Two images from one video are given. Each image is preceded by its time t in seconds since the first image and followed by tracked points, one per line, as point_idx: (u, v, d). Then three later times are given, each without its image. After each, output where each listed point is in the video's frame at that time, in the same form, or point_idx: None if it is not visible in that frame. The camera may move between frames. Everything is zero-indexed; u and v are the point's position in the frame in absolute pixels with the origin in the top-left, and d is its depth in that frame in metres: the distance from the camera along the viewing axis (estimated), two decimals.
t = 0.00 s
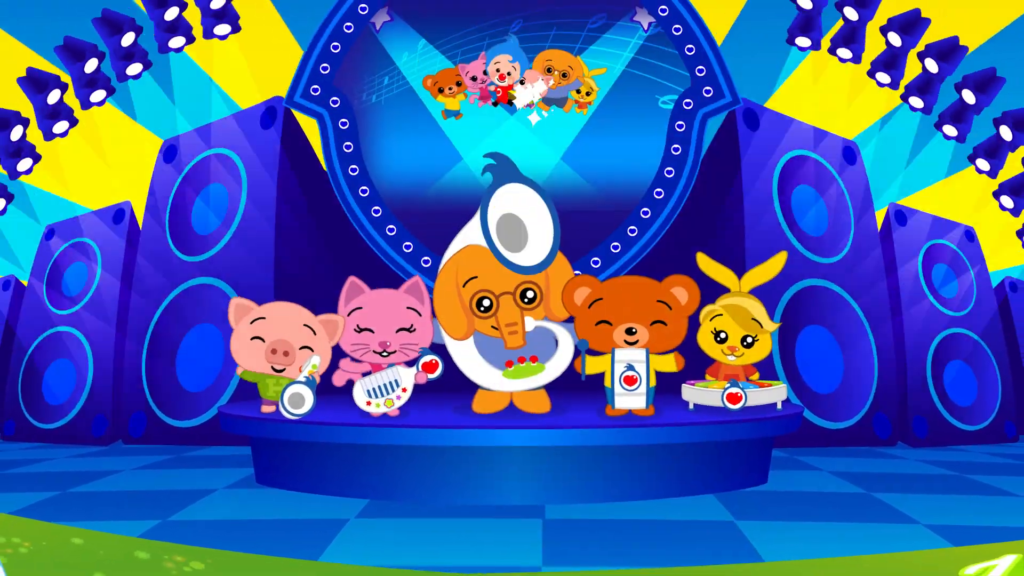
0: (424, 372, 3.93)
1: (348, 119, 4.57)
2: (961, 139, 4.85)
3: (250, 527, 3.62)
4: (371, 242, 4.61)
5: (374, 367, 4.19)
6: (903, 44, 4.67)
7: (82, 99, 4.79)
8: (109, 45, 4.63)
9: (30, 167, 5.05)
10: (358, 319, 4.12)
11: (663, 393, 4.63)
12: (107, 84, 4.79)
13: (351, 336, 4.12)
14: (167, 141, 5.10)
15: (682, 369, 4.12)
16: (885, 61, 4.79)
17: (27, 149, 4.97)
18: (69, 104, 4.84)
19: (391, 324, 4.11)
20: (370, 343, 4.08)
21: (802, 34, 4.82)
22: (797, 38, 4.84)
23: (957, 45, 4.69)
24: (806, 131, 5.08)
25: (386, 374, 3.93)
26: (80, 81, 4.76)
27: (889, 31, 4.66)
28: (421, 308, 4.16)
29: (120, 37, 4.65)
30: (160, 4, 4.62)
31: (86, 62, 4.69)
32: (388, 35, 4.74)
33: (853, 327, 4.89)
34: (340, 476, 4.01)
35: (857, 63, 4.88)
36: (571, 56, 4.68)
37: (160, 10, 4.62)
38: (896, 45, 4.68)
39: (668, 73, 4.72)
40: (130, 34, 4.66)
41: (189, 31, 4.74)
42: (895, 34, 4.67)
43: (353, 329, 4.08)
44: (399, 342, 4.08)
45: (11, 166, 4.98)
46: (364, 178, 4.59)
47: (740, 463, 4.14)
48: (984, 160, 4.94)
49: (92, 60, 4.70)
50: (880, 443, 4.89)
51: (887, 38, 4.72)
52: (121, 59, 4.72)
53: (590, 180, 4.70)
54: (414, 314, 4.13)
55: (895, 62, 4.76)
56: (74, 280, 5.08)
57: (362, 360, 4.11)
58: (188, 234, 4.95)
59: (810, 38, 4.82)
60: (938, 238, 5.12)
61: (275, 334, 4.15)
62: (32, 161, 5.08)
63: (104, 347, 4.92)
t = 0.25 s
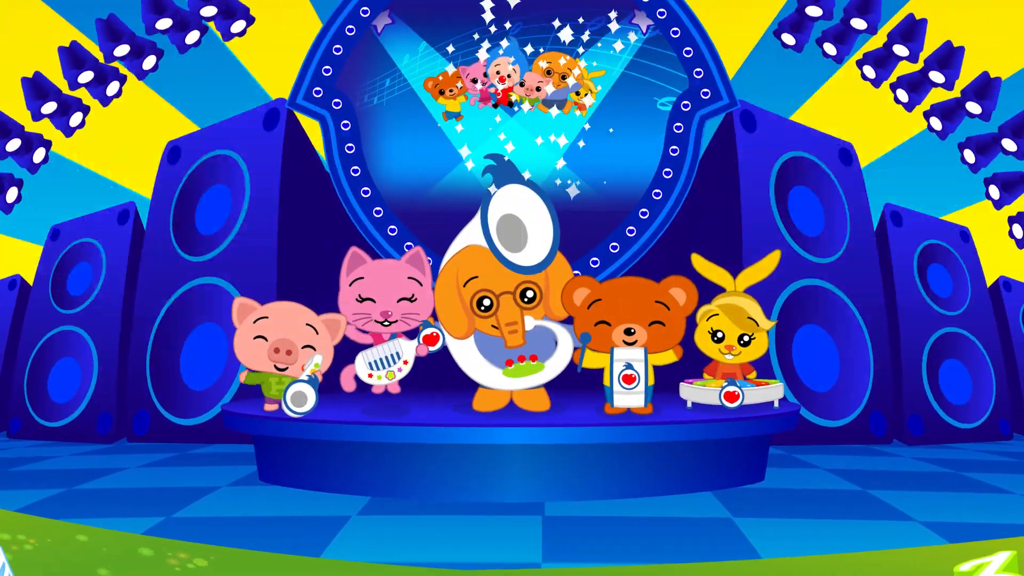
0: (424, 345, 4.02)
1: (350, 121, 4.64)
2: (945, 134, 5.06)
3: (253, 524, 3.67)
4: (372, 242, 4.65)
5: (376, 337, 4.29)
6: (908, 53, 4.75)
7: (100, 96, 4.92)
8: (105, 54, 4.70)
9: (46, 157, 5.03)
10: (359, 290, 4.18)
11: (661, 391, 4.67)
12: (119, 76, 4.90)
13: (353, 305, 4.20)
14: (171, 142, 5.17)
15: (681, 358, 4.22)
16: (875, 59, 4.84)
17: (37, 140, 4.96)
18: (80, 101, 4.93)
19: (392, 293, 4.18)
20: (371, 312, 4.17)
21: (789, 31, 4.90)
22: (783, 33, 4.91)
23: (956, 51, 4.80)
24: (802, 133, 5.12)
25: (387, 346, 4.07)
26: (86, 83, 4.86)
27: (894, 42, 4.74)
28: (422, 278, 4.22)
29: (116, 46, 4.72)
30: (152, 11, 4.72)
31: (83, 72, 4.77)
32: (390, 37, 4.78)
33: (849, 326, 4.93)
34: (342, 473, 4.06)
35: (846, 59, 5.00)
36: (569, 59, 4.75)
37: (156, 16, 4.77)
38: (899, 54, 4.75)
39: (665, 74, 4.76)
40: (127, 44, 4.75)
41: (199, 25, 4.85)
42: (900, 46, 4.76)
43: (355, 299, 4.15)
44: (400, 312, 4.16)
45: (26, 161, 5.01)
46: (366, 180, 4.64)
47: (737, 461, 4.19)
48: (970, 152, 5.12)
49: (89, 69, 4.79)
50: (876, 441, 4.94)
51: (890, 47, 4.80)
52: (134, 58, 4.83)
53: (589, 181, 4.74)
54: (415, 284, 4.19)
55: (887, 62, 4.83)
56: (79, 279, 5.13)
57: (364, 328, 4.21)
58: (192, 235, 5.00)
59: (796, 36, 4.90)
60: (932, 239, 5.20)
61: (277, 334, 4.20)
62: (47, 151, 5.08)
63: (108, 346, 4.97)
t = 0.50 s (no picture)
0: (425, 344, 4.08)
1: (352, 123, 4.67)
2: (946, 139, 5.07)
3: (257, 520, 3.71)
4: (374, 242, 4.71)
5: (376, 336, 4.32)
6: (898, 53, 4.82)
7: (99, 101, 4.95)
8: (115, 54, 4.75)
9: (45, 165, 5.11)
10: (360, 289, 4.20)
11: (660, 390, 4.72)
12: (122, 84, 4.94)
13: (355, 305, 4.22)
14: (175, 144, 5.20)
15: (678, 365, 4.20)
16: (873, 63, 4.94)
17: (41, 147, 5.01)
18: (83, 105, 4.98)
19: (393, 293, 4.20)
20: (373, 312, 4.19)
21: (790, 37, 4.97)
22: (785, 39, 4.99)
23: (949, 52, 4.82)
24: (798, 134, 5.16)
25: (388, 345, 4.12)
26: (90, 86, 4.89)
27: (884, 41, 4.82)
28: (422, 277, 4.25)
29: (126, 46, 4.77)
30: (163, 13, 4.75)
31: (92, 70, 4.82)
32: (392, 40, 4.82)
33: (845, 326, 4.98)
34: (345, 470, 4.11)
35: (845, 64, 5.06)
36: (570, 60, 4.79)
37: (166, 18, 4.79)
38: (890, 53, 4.83)
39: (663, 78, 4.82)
40: (137, 44, 4.80)
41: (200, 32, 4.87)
42: (891, 44, 4.83)
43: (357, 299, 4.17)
44: (400, 312, 4.20)
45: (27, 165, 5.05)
46: (367, 180, 4.69)
47: (735, 459, 4.24)
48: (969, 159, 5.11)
49: (98, 68, 4.84)
50: (871, 439, 4.99)
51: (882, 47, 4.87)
52: (135, 62, 4.85)
53: (589, 183, 4.79)
54: (417, 284, 4.22)
55: (884, 65, 4.91)
56: (84, 279, 5.18)
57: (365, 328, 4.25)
58: (196, 236, 5.06)
59: (797, 42, 4.97)
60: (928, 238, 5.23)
61: (280, 333, 4.24)
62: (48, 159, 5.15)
63: (113, 345, 5.01)
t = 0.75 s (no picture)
0: (426, 368, 4.13)
1: (354, 125, 4.71)
2: (948, 143, 5.01)
3: (261, 517, 3.77)
4: (376, 243, 4.75)
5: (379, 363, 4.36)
6: (889, 50, 4.84)
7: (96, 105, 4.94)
8: (125, 52, 4.77)
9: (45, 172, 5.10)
10: (363, 317, 4.28)
11: (659, 388, 4.77)
12: (121, 91, 4.96)
13: (357, 333, 4.29)
14: (178, 147, 5.23)
15: (675, 367, 4.25)
16: (871, 67, 4.94)
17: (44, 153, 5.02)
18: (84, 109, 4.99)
19: (395, 321, 4.27)
20: (375, 339, 4.25)
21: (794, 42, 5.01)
22: (789, 45, 5.02)
23: (942, 50, 4.82)
24: (795, 135, 5.22)
25: (389, 370, 4.11)
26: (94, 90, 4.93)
27: (874, 38, 4.85)
28: (424, 306, 4.32)
29: (137, 43, 4.79)
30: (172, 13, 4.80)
31: (103, 67, 4.86)
32: (393, 43, 4.87)
33: (841, 326, 5.03)
34: (347, 467, 4.16)
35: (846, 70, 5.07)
36: (569, 63, 4.85)
37: (175, 18, 4.83)
38: (881, 50, 4.85)
39: (661, 79, 4.86)
40: (146, 41, 4.81)
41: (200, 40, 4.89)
42: (882, 41, 4.85)
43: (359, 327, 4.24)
44: (402, 339, 4.25)
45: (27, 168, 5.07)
46: (370, 182, 4.73)
47: (732, 457, 4.29)
48: (969, 166, 5.15)
49: (109, 65, 4.88)
50: (867, 436, 5.04)
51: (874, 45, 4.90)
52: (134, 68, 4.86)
53: (588, 184, 4.84)
54: (418, 312, 4.29)
55: (882, 68, 4.91)
56: (89, 279, 5.22)
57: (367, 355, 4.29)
58: (200, 236, 5.10)
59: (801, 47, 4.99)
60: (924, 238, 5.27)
61: (283, 332, 4.29)
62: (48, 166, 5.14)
63: (118, 344, 5.06)
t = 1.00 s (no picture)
0: (428, 341, 4.21)
1: (357, 127, 4.76)
2: (932, 141, 5.25)
3: (264, 514, 3.82)
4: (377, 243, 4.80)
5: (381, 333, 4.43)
6: (891, 59, 5.05)
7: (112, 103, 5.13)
8: (123, 61, 4.89)
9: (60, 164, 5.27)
10: (365, 288, 4.29)
11: (657, 387, 4.83)
12: (133, 86, 5.11)
13: (359, 302, 4.30)
14: (183, 146, 5.30)
15: (674, 355, 4.37)
16: (862, 67, 5.21)
17: (54, 148, 5.17)
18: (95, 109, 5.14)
19: (397, 290, 4.28)
20: (377, 309, 4.27)
21: (781, 42, 5.13)
22: (775, 43, 5.14)
23: (940, 57, 5.04)
24: (791, 138, 5.28)
25: (392, 342, 4.23)
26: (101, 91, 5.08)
27: (879, 49, 5.05)
28: (426, 276, 4.34)
29: (133, 53, 4.90)
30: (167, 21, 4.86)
31: (101, 78, 5.00)
32: (394, 46, 4.93)
33: (837, 325, 5.08)
34: (350, 465, 4.21)
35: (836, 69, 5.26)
36: (568, 66, 4.90)
37: (172, 25, 4.90)
38: (883, 60, 5.05)
39: (659, 82, 4.91)
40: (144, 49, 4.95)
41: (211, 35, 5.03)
42: (885, 52, 5.06)
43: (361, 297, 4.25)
44: (404, 309, 4.28)
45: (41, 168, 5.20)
46: (372, 183, 4.78)
47: (730, 454, 4.35)
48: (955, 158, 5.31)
49: (107, 76, 5.01)
50: (862, 434, 5.09)
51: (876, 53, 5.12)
52: (146, 66, 5.01)
53: (588, 185, 4.89)
54: (420, 282, 4.31)
55: (873, 69, 5.18)
56: (95, 279, 5.28)
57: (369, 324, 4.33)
58: (204, 236, 5.16)
59: (787, 47, 5.12)
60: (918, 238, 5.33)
61: (286, 331, 4.34)
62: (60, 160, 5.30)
63: (123, 343, 5.12)
